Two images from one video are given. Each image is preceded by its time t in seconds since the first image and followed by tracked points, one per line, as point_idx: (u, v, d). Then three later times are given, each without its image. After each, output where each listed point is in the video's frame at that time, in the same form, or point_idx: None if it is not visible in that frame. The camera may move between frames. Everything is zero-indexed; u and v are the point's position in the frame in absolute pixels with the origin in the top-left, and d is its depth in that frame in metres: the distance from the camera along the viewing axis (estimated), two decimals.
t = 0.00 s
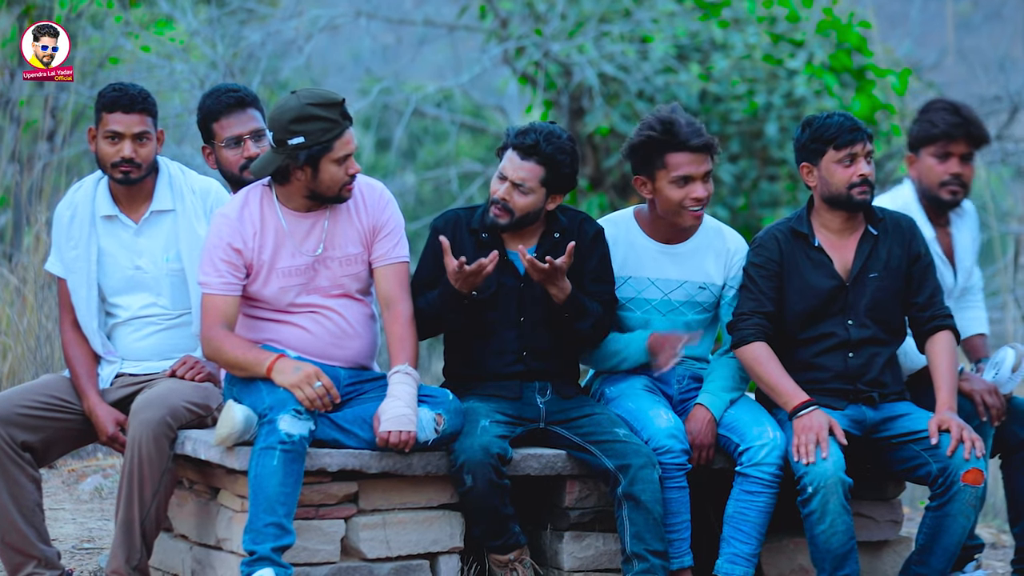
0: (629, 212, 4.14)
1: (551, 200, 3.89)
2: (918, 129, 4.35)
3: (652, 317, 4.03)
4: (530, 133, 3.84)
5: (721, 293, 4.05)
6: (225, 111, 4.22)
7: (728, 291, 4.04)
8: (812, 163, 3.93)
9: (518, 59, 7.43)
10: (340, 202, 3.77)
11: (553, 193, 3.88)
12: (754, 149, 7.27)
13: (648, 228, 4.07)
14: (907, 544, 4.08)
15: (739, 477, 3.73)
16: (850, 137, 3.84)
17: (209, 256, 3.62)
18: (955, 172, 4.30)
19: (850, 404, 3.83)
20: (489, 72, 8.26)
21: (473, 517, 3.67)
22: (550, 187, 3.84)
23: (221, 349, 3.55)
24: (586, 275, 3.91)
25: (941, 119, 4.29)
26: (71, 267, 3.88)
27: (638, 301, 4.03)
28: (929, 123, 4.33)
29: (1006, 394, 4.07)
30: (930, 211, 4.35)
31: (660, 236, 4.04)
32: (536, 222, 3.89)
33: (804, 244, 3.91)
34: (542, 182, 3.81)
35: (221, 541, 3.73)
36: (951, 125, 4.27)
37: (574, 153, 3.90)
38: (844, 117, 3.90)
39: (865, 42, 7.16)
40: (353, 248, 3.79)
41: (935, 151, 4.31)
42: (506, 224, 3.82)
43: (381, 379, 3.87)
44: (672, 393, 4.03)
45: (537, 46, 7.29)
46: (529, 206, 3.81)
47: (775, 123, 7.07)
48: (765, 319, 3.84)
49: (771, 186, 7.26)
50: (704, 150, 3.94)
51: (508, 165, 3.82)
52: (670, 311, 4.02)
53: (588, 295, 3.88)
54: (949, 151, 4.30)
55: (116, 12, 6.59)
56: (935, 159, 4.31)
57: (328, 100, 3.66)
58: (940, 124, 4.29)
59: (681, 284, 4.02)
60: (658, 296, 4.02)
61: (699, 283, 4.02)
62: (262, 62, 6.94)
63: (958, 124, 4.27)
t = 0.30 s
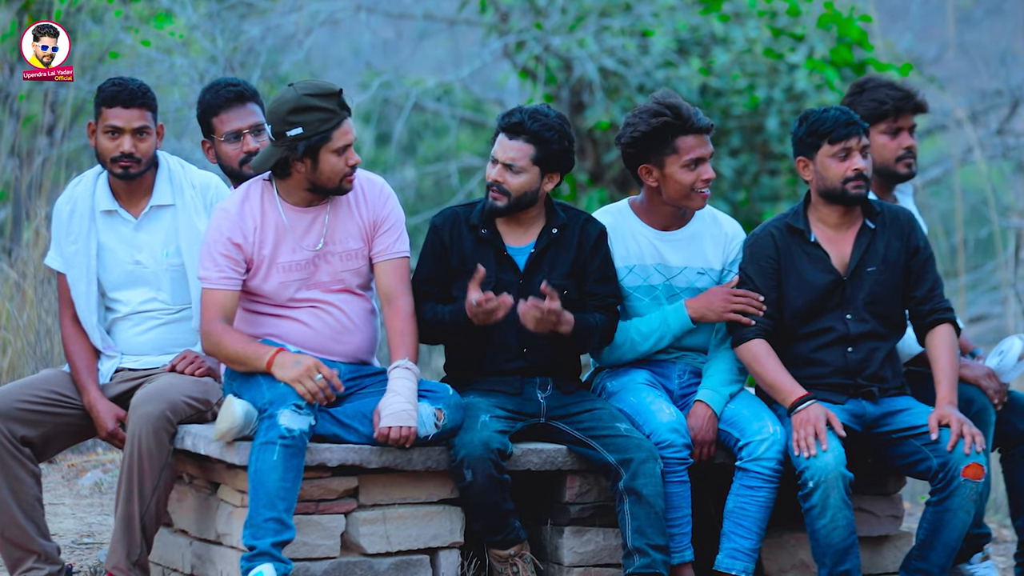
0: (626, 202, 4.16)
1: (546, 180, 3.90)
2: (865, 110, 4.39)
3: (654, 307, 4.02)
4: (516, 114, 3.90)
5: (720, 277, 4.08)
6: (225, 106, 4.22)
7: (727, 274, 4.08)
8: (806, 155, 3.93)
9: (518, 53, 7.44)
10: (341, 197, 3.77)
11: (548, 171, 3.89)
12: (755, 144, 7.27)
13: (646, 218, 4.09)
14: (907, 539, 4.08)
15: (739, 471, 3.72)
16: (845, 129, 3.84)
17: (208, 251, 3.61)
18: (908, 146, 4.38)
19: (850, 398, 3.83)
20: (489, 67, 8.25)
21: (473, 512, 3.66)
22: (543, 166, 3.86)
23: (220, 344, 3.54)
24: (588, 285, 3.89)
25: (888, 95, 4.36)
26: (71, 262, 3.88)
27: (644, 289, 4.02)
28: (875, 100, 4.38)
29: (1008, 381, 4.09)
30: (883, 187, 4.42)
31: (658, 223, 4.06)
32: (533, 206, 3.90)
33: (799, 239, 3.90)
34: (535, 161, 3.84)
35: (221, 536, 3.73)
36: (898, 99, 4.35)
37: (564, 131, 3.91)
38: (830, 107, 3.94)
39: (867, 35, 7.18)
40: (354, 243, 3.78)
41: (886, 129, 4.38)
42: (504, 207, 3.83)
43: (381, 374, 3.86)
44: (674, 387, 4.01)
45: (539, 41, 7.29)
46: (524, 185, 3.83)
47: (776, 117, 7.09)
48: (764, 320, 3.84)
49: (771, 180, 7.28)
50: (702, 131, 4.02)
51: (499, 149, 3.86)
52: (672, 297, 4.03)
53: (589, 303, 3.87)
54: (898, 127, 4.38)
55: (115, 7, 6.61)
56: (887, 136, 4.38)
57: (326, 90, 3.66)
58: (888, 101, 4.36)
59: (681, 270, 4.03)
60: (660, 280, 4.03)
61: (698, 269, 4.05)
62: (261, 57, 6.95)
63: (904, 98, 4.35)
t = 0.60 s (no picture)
0: (628, 192, 4.16)
1: (535, 172, 3.92)
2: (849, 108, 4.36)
3: (654, 296, 4.03)
4: (501, 107, 3.89)
5: (719, 270, 4.07)
6: (224, 101, 4.22)
7: (726, 269, 4.07)
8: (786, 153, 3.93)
9: (518, 50, 7.44)
10: (340, 197, 3.75)
11: (537, 163, 3.91)
12: (755, 139, 7.27)
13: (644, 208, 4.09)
14: (908, 535, 4.08)
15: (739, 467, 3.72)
16: (835, 127, 3.82)
17: (208, 248, 3.59)
18: (890, 142, 4.38)
19: (849, 392, 3.82)
20: (489, 63, 8.26)
21: (472, 508, 3.65)
22: (531, 158, 3.88)
23: (215, 320, 3.48)
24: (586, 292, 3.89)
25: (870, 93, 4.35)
26: (71, 258, 3.87)
27: (643, 278, 4.04)
28: (857, 98, 4.36)
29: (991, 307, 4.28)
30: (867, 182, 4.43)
31: (656, 213, 4.07)
32: (525, 199, 3.91)
33: (794, 235, 3.91)
34: (522, 153, 3.85)
35: (221, 532, 3.73)
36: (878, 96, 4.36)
37: (549, 121, 3.92)
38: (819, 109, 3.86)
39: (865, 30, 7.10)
40: (353, 241, 3.78)
41: (870, 126, 4.36)
42: (494, 200, 3.85)
43: (380, 371, 3.86)
44: (672, 383, 4.01)
45: (538, 36, 7.31)
46: (514, 178, 3.84)
47: (775, 113, 7.08)
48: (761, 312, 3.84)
49: (771, 176, 7.28)
50: (695, 130, 3.96)
51: (486, 144, 3.87)
52: (670, 288, 4.04)
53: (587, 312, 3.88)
54: (881, 123, 4.37)
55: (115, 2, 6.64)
56: (872, 133, 4.36)
57: (322, 91, 3.62)
58: (869, 98, 4.36)
59: (679, 261, 4.04)
60: (658, 271, 4.04)
61: (696, 260, 4.05)
62: (261, 53, 6.97)
63: (882, 94, 4.37)
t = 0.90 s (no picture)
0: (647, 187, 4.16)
1: (529, 170, 3.92)
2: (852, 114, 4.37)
3: (660, 289, 4.03)
4: (492, 107, 3.87)
5: (728, 273, 4.05)
6: (226, 96, 4.22)
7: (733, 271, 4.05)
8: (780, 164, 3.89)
9: (519, 49, 7.44)
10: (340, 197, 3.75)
11: (529, 162, 3.91)
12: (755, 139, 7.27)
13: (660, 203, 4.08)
14: (908, 534, 4.08)
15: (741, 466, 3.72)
16: (821, 142, 3.79)
17: (214, 248, 3.59)
18: (895, 148, 4.38)
19: (851, 388, 3.82)
20: (489, 61, 8.26)
21: (473, 508, 3.65)
22: (523, 157, 3.87)
23: (228, 339, 3.51)
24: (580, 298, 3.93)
25: (875, 99, 4.36)
26: (72, 257, 3.88)
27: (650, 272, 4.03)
28: (862, 104, 4.37)
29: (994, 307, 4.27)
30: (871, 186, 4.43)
31: (671, 208, 4.06)
32: (519, 198, 3.90)
33: (794, 242, 3.90)
34: (515, 152, 3.84)
35: (221, 531, 3.73)
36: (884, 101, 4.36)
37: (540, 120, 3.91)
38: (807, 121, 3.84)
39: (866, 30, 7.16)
40: (357, 242, 3.78)
41: (873, 133, 4.36)
42: (490, 201, 3.83)
43: (381, 370, 3.86)
44: (673, 381, 3.99)
45: (537, 35, 7.30)
46: (508, 178, 3.83)
47: (776, 111, 7.05)
48: (761, 315, 3.83)
49: (772, 174, 7.28)
50: (680, 134, 3.94)
51: (478, 145, 3.85)
52: (676, 286, 4.03)
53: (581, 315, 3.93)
54: (886, 129, 4.37)
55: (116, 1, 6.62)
56: (875, 139, 4.37)
57: (304, 89, 3.61)
58: (874, 104, 4.36)
59: (687, 259, 4.03)
60: (666, 269, 4.02)
61: (705, 261, 4.04)
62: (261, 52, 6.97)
63: (888, 100, 4.37)
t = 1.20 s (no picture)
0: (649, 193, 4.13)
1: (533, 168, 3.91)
2: (863, 118, 4.39)
3: (661, 293, 4.01)
4: (503, 108, 3.81)
5: (733, 275, 4.04)
6: (220, 95, 4.21)
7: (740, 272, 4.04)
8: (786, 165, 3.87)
9: (519, 48, 7.43)
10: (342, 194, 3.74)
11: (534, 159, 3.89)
12: (757, 139, 7.23)
13: (663, 203, 4.07)
14: (910, 536, 4.06)
15: (742, 468, 3.70)
16: (827, 143, 3.78)
17: (214, 248, 3.57)
18: (909, 152, 4.37)
19: (853, 389, 3.81)
20: (490, 61, 8.25)
21: (474, 509, 3.63)
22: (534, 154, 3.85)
23: (228, 340, 3.49)
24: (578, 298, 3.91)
25: (885, 103, 4.35)
26: (71, 257, 3.86)
27: (650, 277, 4.01)
28: (872, 109, 4.37)
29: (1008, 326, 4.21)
30: (890, 191, 4.43)
31: (677, 212, 4.05)
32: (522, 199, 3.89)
33: (799, 243, 3.87)
34: (530, 152, 3.82)
35: (221, 533, 3.71)
36: (897, 108, 4.34)
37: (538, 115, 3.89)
38: (813, 120, 3.84)
39: (868, 29, 7.18)
40: (356, 242, 3.76)
41: (885, 137, 4.37)
42: (509, 203, 3.80)
43: (381, 371, 3.83)
44: (675, 383, 3.97)
45: (538, 34, 7.28)
46: (524, 178, 3.82)
47: (778, 111, 7.03)
48: (763, 314, 3.81)
49: (774, 174, 7.25)
50: (687, 129, 3.93)
51: (492, 147, 3.78)
52: (680, 289, 4.01)
53: (581, 315, 3.90)
54: (898, 133, 4.36)
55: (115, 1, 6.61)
56: (886, 143, 4.38)
57: (312, 84, 3.62)
58: (884, 109, 4.35)
59: (692, 263, 4.02)
60: (669, 272, 4.01)
61: (710, 264, 4.02)
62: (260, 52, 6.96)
63: (902, 104, 4.34)
